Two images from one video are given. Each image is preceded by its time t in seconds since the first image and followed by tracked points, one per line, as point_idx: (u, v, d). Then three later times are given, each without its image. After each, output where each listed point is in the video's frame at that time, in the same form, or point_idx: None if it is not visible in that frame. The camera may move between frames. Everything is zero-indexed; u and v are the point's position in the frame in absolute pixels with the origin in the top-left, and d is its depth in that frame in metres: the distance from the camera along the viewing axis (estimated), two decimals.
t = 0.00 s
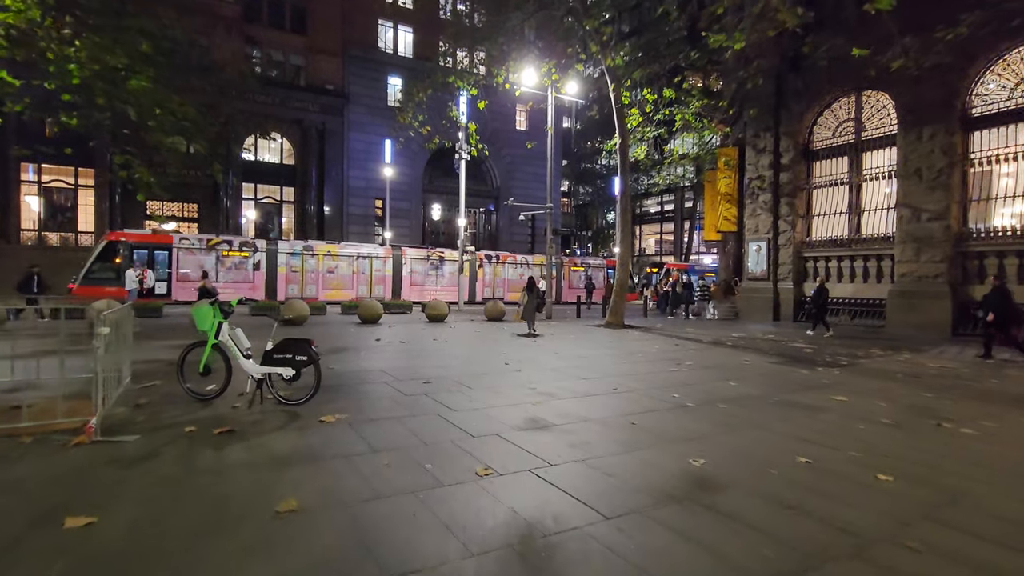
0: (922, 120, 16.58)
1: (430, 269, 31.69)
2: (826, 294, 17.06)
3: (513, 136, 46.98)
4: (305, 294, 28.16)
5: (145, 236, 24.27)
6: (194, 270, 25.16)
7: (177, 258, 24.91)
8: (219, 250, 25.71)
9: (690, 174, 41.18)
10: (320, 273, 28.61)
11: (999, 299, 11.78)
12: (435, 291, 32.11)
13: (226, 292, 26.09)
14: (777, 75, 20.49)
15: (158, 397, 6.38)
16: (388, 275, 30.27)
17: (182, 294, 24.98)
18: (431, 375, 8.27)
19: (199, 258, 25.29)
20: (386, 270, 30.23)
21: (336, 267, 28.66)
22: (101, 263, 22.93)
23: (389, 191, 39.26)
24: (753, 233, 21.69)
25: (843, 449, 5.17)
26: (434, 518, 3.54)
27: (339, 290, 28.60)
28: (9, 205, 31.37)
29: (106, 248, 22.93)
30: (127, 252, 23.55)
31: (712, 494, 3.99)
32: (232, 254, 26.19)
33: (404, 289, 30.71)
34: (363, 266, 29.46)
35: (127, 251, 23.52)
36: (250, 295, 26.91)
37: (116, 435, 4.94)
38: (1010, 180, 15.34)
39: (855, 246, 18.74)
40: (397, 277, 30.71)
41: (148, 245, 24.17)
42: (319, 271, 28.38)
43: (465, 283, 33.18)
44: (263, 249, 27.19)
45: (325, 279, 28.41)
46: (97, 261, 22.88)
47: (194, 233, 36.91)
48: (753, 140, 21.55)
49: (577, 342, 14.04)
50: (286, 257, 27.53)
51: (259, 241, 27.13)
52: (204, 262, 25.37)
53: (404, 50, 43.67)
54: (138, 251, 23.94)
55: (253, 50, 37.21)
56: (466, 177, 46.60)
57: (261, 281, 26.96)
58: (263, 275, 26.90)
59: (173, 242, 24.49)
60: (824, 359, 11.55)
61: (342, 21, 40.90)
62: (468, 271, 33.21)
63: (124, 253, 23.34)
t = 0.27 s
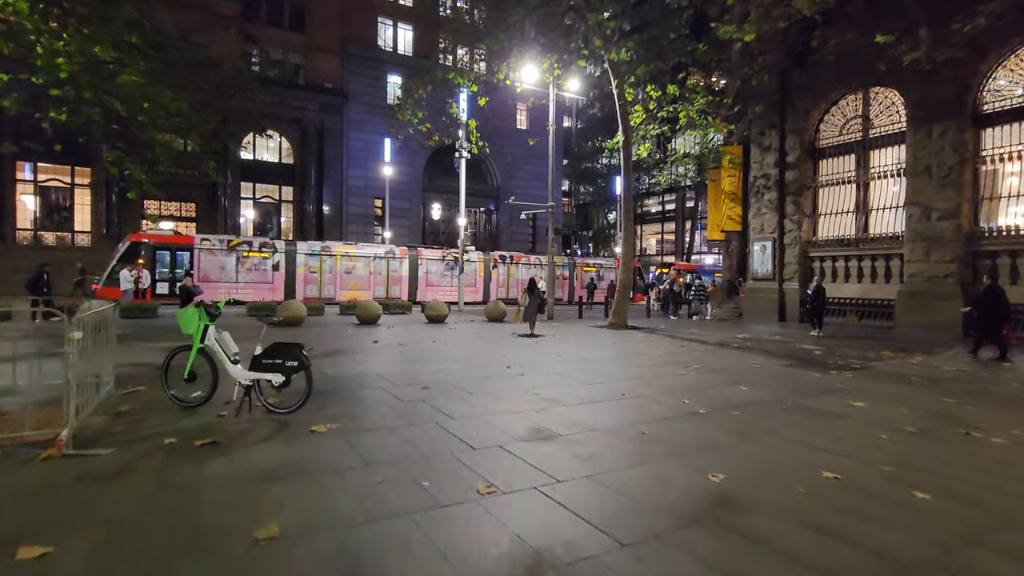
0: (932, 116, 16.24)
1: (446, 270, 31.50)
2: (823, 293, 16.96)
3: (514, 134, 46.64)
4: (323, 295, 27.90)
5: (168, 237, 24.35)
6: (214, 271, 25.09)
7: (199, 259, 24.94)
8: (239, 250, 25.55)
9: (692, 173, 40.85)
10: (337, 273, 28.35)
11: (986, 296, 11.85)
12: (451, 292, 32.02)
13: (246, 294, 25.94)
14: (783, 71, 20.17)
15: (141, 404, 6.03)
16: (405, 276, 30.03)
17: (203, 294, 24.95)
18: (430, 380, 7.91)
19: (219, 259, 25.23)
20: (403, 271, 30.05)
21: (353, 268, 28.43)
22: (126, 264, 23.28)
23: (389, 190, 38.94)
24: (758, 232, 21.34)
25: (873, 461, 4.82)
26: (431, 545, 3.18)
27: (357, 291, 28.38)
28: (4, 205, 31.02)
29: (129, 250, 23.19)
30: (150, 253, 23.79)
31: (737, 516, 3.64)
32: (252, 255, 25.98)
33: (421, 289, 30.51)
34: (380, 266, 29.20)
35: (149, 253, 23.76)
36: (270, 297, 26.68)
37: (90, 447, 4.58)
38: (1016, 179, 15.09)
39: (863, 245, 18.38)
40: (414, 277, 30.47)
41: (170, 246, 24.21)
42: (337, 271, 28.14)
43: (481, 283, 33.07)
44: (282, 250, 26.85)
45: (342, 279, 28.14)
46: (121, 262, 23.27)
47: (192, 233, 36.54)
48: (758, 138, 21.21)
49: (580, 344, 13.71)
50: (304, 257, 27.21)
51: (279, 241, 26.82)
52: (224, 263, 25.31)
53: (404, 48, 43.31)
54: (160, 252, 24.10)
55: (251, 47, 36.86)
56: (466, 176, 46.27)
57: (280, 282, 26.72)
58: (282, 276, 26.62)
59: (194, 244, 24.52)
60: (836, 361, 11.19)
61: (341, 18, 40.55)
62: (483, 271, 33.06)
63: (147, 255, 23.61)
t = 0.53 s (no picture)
0: (942, 113, 15.88)
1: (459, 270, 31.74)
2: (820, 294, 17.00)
3: (514, 133, 46.35)
4: (340, 295, 28.26)
5: (190, 237, 24.53)
6: (235, 271, 25.20)
7: (220, 260, 25.07)
8: (259, 251, 25.71)
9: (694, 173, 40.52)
10: (355, 273, 28.69)
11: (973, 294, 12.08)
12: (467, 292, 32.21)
13: (265, 294, 26.09)
14: (789, 68, 19.82)
15: (120, 411, 5.68)
16: (420, 275, 30.38)
17: (225, 295, 25.11)
18: (428, 385, 7.57)
19: (240, 259, 25.39)
20: (419, 271, 30.39)
21: (370, 269, 28.74)
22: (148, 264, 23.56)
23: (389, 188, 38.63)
24: (763, 232, 21.01)
25: (903, 475, 4.48)
26: None
27: (373, 292, 28.69)
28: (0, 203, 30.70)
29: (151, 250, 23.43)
30: (173, 254, 23.93)
31: (765, 541, 3.29)
32: (271, 255, 26.13)
33: (436, 289, 30.89)
34: (396, 267, 29.57)
35: (172, 253, 23.91)
36: (290, 297, 26.86)
37: (59, 460, 4.24)
38: None
39: (870, 245, 18.02)
40: (429, 277, 30.88)
41: (191, 246, 24.36)
42: (354, 272, 28.48)
43: (495, 284, 33.13)
44: (301, 250, 27.14)
45: (360, 279, 28.47)
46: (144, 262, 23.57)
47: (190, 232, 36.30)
48: (764, 136, 20.87)
49: (582, 345, 13.36)
50: (323, 258, 27.50)
51: (298, 242, 27.05)
52: (244, 263, 25.44)
53: (403, 47, 42.96)
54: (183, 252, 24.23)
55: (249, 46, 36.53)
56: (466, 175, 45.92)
57: (299, 282, 26.88)
58: (301, 276, 26.76)
59: (215, 244, 24.66)
60: (848, 364, 10.84)
61: (340, 16, 40.21)
62: (497, 271, 33.12)
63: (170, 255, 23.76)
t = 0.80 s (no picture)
0: (953, 110, 15.52)
1: (476, 271, 31.51)
2: (820, 294, 16.87)
3: (516, 133, 46.04)
4: (358, 296, 27.86)
5: (213, 239, 24.48)
6: (256, 273, 25.03)
7: (241, 261, 24.94)
8: (279, 252, 25.53)
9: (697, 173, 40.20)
10: (373, 275, 28.34)
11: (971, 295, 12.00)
12: (482, 293, 32.04)
13: (285, 295, 25.86)
14: (796, 65, 19.47)
15: (99, 423, 5.35)
16: (437, 277, 30.23)
17: (245, 296, 24.86)
18: (426, 392, 7.22)
19: (260, 261, 25.19)
20: (436, 272, 30.20)
21: (388, 270, 28.38)
22: (172, 266, 23.56)
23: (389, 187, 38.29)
24: (769, 232, 20.65)
25: (940, 496, 4.12)
26: None
27: (392, 292, 28.20)
28: None
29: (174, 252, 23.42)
30: (195, 255, 23.86)
31: None
32: (291, 257, 25.90)
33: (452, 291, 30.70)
34: (414, 268, 29.36)
35: (194, 254, 23.84)
36: (310, 298, 26.60)
37: (22, 482, 3.90)
38: None
39: (880, 245, 17.64)
40: (445, 278, 30.69)
41: (213, 248, 24.26)
42: (372, 273, 28.15)
43: (510, 284, 33.01)
44: (320, 252, 26.78)
45: (378, 281, 28.13)
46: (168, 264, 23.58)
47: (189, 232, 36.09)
48: (769, 135, 20.53)
49: (586, 348, 13.01)
50: (342, 259, 27.12)
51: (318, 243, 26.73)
52: (265, 265, 25.27)
53: (404, 45, 42.62)
54: (205, 254, 24.14)
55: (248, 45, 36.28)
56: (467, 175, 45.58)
57: (319, 284, 26.58)
58: (321, 278, 26.41)
59: (236, 245, 24.53)
60: (862, 369, 10.47)
61: (340, 15, 39.89)
62: (513, 273, 32.84)
63: (192, 256, 23.68)
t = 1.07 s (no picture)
0: (969, 107, 15.11)
1: (494, 273, 31.70)
2: (820, 296, 16.86)
3: (519, 132, 45.74)
4: (380, 297, 28.06)
5: (237, 240, 24.61)
6: (280, 274, 25.19)
7: (266, 263, 25.09)
8: (302, 253, 25.68)
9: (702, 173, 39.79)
10: (393, 275, 28.58)
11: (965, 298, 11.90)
12: (501, 295, 32.22)
13: (308, 296, 26.06)
14: (805, 61, 19.08)
15: (81, 432, 5.04)
16: (456, 277, 30.49)
17: (269, 297, 25.06)
18: (428, 399, 6.89)
19: (284, 262, 25.34)
20: (454, 273, 30.45)
21: (408, 271, 28.67)
22: (197, 267, 23.67)
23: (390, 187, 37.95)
24: (778, 232, 20.28)
25: (990, 520, 3.76)
26: None
27: (412, 293, 28.46)
28: None
29: (200, 254, 23.51)
30: (220, 256, 23.99)
31: None
32: (315, 258, 26.10)
33: (471, 292, 30.85)
34: (432, 269, 29.69)
35: (220, 255, 23.96)
36: (331, 299, 26.82)
37: None
38: None
39: (892, 245, 17.25)
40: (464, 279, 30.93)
41: (238, 250, 24.39)
42: (392, 274, 28.40)
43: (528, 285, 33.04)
44: (341, 253, 27.07)
45: (398, 282, 28.38)
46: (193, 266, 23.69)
47: (191, 233, 35.94)
48: (778, 133, 20.16)
49: (592, 350, 12.65)
50: (363, 260, 27.36)
51: (339, 244, 26.98)
52: (288, 266, 25.43)
53: (406, 44, 42.34)
54: (230, 255, 24.27)
55: (250, 44, 36.08)
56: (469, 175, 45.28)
57: (341, 285, 26.82)
58: (343, 278, 26.62)
59: (261, 247, 24.61)
60: (880, 373, 10.10)
61: (343, 14, 39.64)
62: (530, 274, 32.86)
63: (217, 257, 23.81)
